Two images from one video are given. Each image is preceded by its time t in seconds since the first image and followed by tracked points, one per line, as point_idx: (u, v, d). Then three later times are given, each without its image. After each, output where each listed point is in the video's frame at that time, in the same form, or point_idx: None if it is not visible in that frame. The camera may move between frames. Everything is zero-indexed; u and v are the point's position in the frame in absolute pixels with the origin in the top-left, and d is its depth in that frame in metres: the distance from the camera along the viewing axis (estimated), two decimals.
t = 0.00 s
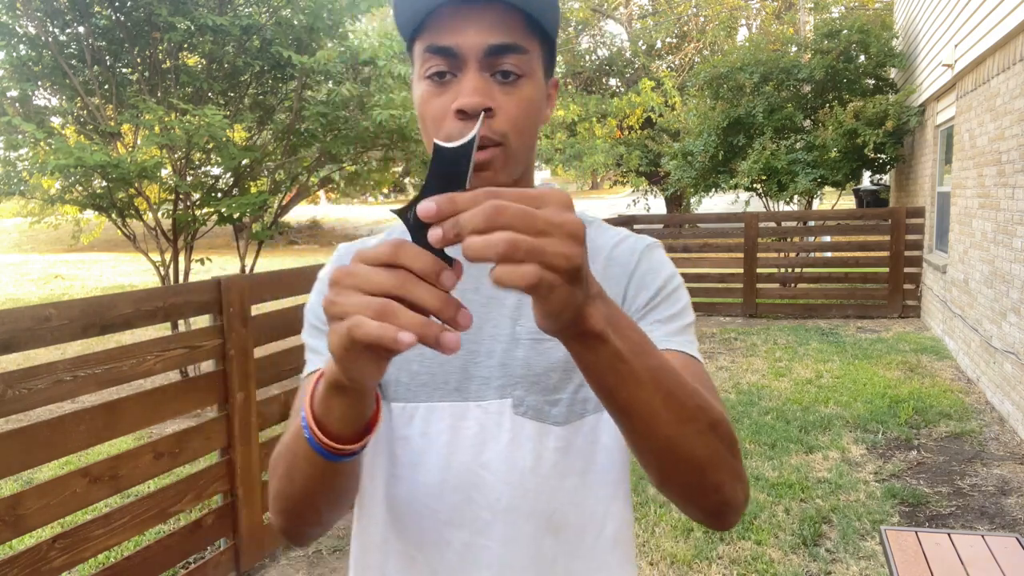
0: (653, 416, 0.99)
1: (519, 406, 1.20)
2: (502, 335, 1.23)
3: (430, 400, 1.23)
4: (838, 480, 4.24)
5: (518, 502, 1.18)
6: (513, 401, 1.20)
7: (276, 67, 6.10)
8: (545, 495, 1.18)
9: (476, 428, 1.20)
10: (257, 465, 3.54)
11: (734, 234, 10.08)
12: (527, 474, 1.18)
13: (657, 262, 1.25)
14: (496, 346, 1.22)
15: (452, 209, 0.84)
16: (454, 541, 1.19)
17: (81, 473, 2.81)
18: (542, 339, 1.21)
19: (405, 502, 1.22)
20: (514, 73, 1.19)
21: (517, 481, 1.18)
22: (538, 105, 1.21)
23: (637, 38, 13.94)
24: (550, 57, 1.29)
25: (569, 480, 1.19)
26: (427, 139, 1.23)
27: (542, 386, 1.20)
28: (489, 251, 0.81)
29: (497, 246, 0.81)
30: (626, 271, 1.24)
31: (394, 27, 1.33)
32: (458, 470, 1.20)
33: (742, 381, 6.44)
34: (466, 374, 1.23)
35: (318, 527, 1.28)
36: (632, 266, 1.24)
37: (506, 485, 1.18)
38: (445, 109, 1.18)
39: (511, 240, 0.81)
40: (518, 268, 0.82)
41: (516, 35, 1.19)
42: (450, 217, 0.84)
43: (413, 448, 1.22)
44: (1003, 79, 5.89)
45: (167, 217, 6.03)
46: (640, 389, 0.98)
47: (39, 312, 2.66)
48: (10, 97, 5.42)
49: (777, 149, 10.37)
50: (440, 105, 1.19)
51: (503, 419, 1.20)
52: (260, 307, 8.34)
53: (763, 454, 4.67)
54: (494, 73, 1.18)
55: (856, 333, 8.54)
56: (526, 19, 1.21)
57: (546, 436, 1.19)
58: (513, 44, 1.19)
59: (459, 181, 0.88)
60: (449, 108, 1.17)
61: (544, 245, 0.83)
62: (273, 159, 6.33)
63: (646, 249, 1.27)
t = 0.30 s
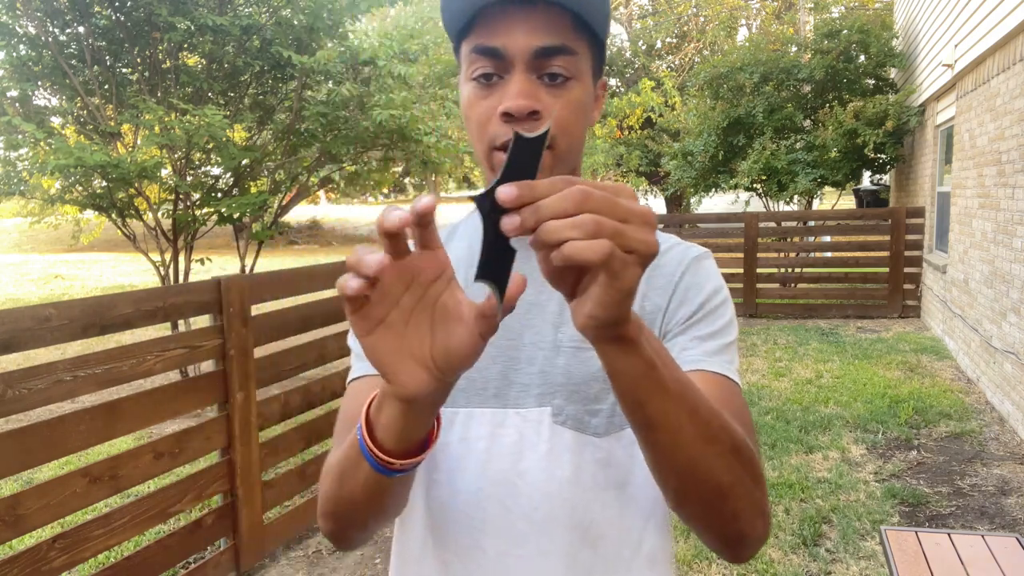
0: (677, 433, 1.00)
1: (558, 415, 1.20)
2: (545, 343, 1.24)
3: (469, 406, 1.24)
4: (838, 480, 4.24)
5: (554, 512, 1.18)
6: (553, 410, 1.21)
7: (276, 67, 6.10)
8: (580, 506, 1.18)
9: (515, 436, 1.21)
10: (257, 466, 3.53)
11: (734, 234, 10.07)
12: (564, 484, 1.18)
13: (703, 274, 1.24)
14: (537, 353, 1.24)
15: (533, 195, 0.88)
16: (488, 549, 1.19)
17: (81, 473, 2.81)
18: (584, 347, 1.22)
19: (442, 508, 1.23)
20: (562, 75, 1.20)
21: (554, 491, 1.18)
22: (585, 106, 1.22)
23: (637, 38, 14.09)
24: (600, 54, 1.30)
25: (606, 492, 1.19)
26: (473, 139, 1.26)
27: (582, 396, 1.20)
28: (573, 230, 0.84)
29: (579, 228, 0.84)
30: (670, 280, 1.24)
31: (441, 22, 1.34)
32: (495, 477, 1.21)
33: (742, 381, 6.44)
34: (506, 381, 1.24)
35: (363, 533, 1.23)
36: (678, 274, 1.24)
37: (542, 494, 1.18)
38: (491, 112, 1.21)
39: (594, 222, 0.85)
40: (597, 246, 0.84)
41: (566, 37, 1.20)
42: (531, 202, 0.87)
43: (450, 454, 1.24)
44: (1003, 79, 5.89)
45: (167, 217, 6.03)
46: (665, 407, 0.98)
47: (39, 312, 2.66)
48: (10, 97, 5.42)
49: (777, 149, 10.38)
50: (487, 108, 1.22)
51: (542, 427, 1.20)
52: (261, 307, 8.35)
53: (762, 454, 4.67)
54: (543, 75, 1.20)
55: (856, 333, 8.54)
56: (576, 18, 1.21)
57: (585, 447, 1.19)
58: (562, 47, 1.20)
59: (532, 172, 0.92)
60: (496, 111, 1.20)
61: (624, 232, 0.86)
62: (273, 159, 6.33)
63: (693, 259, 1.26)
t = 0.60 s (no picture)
0: (709, 436, 1.00)
1: (583, 416, 1.22)
2: (570, 344, 1.25)
3: (492, 405, 1.27)
4: (838, 480, 4.24)
5: (576, 516, 1.21)
6: (577, 411, 1.23)
7: (276, 67, 6.10)
8: (603, 511, 1.20)
9: (538, 437, 1.24)
10: (257, 467, 3.54)
11: (735, 234, 10.06)
12: (587, 487, 1.21)
13: (730, 277, 1.25)
14: (562, 355, 1.25)
15: (517, 236, 0.90)
16: (510, 551, 1.24)
17: (81, 473, 2.81)
18: (610, 348, 1.23)
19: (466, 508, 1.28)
20: (590, 82, 1.21)
21: (576, 494, 1.21)
22: (610, 116, 1.23)
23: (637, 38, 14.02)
24: (625, 59, 1.31)
25: (628, 496, 1.21)
26: (499, 147, 1.27)
27: (607, 397, 1.22)
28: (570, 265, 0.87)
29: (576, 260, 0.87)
30: (695, 284, 1.25)
31: (468, 32, 1.36)
32: (518, 480, 1.24)
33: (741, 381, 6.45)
34: (530, 381, 1.27)
35: (366, 521, 1.30)
36: (704, 277, 1.25)
37: (565, 497, 1.21)
38: (518, 119, 1.21)
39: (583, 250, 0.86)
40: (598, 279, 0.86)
41: (593, 42, 1.22)
42: (517, 242, 0.89)
43: (474, 455, 1.27)
44: (1003, 79, 5.88)
45: (167, 217, 6.03)
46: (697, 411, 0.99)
47: (39, 312, 2.66)
48: (10, 96, 5.42)
49: (777, 149, 10.38)
50: (514, 115, 1.22)
51: (566, 429, 1.23)
52: (261, 306, 8.35)
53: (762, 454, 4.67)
54: (570, 82, 1.21)
55: (856, 333, 8.54)
56: (603, 22, 1.23)
57: (609, 449, 1.21)
58: (590, 53, 1.21)
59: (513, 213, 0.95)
60: (522, 118, 1.20)
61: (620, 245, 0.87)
62: (273, 159, 6.33)
63: (720, 261, 1.27)
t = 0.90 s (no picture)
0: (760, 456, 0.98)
1: (592, 422, 1.23)
2: (579, 350, 1.26)
3: (500, 412, 1.27)
4: (838, 480, 4.24)
5: (585, 522, 1.20)
6: (587, 417, 1.23)
7: (276, 67, 6.10)
8: (612, 515, 1.21)
9: (546, 443, 1.24)
10: (258, 468, 3.54)
11: (734, 234, 10.06)
12: (596, 492, 1.21)
13: (743, 279, 1.26)
14: (571, 359, 1.26)
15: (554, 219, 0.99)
16: (519, 557, 1.22)
17: (81, 473, 2.81)
18: (619, 354, 1.24)
19: (473, 517, 1.26)
20: (604, 78, 1.22)
21: (586, 500, 1.21)
22: (626, 110, 1.24)
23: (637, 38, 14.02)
24: (641, 56, 1.32)
25: (638, 501, 1.21)
26: (510, 143, 1.28)
27: (617, 404, 1.23)
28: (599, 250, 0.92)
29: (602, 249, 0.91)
30: (711, 285, 1.25)
31: (482, 24, 1.37)
32: (526, 486, 1.23)
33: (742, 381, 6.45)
34: (538, 387, 1.26)
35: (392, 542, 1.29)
36: (719, 279, 1.26)
37: (575, 503, 1.21)
38: (530, 114, 1.23)
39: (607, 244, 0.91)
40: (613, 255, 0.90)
41: (608, 38, 1.23)
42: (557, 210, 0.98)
43: (482, 461, 1.27)
44: (1003, 79, 5.88)
45: (167, 217, 6.03)
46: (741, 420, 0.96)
47: (39, 312, 2.66)
48: (10, 96, 5.41)
49: (777, 149, 10.38)
50: (526, 110, 1.24)
51: (575, 435, 1.23)
52: (261, 307, 8.35)
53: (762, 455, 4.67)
54: (585, 77, 1.22)
55: (856, 333, 8.54)
56: (620, 19, 1.24)
57: (618, 455, 1.22)
58: (605, 49, 1.22)
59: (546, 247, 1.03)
60: (534, 114, 1.21)
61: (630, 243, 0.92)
62: (273, 159, 6.33)
63: (734, 263, 1.27)
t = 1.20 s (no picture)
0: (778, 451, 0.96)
1: (593, 424, 1.24)
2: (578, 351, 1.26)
3: (500, 413, 1.27)
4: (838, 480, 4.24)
5: (586, 524, 1.20)
6: (587, 419, 1.24)
7: (276, 67, 6.10)
8: (614, 516, 1.20)
9: (546, 445, 1.24)
10: (257, 468, 3.54)
11: (734, 234, 10.06)
12: (597, 494, 1.21)
13: (746, 273, 1.26)
14: (571, 360, 1.26)
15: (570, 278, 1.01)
16: (521, 559, 1.22)
17: (81, 474, 2.81)
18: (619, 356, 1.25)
19: (472, 520, 1.26)
20: (601, 74, 1.22)
21: (587, 501, 1.21)
22: (623, 106, 1.24)
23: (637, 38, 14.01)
24: (638, 50, 1.31)
25: (639, 503, 1.21)
26: (506, 139, 1.28)
27: (617, 405, 1.24)
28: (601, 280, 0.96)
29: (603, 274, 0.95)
30: (715, 281, 1.25)
31: (478, 15, 1.36)
32: (526, 487, 1.23)
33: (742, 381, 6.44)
34: (537, 388, 1.27)
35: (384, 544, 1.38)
36: (724, 274, 1.26)
37: (576, 505, 1.21)
38: (525, 112, 1.23)
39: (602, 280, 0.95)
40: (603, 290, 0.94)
41: (605, 34, 1.23)
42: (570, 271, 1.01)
43: (483, 463, 1.27)
44: (1003, 79, 5.88)
45: (167, 217, 6.03)
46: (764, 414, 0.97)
47: (39, 312, 2.66)
48: (10, 96, 5.41)
49: (777, 149, 10.37)
50: (521, 107, 1.24)
51: (576, 437, 1.24)
52: (261, 307, 8.35)
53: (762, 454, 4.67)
54: (581, 74, 1.22)
55: (856, 333, 8.54)
56: (617, 14, 1.24)
57: (620, 457, 1.22)
58: (601, 45, 1.22)
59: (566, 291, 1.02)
60: (530, 111, 1.22)
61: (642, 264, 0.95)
62: (273, 159, 6.33)
63: (733, 258, 1.28)
